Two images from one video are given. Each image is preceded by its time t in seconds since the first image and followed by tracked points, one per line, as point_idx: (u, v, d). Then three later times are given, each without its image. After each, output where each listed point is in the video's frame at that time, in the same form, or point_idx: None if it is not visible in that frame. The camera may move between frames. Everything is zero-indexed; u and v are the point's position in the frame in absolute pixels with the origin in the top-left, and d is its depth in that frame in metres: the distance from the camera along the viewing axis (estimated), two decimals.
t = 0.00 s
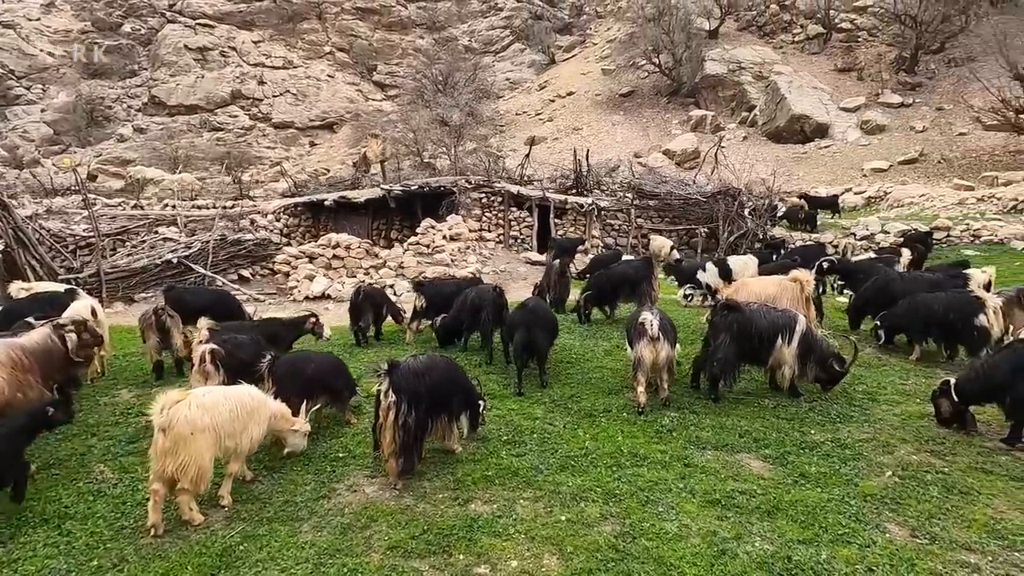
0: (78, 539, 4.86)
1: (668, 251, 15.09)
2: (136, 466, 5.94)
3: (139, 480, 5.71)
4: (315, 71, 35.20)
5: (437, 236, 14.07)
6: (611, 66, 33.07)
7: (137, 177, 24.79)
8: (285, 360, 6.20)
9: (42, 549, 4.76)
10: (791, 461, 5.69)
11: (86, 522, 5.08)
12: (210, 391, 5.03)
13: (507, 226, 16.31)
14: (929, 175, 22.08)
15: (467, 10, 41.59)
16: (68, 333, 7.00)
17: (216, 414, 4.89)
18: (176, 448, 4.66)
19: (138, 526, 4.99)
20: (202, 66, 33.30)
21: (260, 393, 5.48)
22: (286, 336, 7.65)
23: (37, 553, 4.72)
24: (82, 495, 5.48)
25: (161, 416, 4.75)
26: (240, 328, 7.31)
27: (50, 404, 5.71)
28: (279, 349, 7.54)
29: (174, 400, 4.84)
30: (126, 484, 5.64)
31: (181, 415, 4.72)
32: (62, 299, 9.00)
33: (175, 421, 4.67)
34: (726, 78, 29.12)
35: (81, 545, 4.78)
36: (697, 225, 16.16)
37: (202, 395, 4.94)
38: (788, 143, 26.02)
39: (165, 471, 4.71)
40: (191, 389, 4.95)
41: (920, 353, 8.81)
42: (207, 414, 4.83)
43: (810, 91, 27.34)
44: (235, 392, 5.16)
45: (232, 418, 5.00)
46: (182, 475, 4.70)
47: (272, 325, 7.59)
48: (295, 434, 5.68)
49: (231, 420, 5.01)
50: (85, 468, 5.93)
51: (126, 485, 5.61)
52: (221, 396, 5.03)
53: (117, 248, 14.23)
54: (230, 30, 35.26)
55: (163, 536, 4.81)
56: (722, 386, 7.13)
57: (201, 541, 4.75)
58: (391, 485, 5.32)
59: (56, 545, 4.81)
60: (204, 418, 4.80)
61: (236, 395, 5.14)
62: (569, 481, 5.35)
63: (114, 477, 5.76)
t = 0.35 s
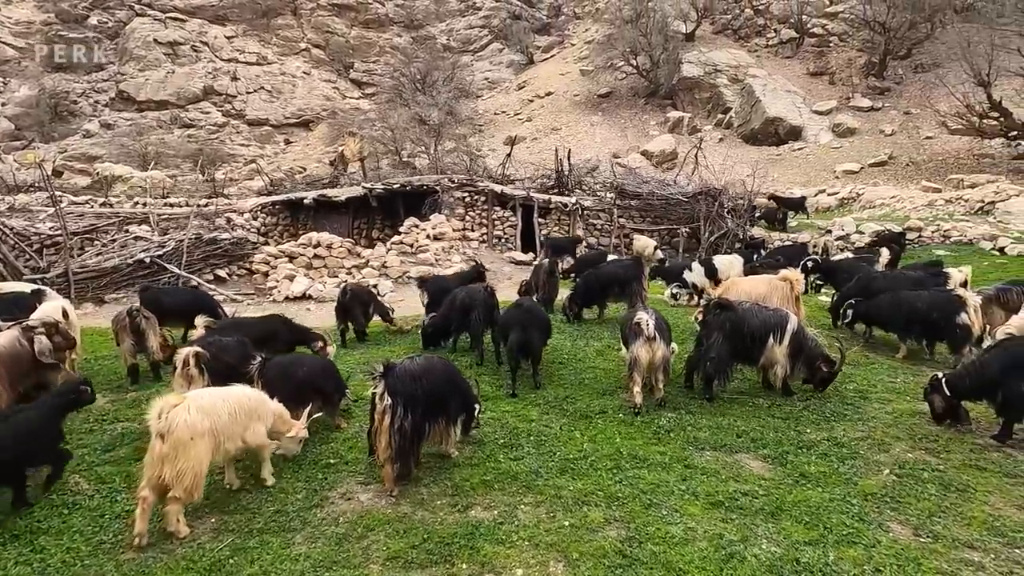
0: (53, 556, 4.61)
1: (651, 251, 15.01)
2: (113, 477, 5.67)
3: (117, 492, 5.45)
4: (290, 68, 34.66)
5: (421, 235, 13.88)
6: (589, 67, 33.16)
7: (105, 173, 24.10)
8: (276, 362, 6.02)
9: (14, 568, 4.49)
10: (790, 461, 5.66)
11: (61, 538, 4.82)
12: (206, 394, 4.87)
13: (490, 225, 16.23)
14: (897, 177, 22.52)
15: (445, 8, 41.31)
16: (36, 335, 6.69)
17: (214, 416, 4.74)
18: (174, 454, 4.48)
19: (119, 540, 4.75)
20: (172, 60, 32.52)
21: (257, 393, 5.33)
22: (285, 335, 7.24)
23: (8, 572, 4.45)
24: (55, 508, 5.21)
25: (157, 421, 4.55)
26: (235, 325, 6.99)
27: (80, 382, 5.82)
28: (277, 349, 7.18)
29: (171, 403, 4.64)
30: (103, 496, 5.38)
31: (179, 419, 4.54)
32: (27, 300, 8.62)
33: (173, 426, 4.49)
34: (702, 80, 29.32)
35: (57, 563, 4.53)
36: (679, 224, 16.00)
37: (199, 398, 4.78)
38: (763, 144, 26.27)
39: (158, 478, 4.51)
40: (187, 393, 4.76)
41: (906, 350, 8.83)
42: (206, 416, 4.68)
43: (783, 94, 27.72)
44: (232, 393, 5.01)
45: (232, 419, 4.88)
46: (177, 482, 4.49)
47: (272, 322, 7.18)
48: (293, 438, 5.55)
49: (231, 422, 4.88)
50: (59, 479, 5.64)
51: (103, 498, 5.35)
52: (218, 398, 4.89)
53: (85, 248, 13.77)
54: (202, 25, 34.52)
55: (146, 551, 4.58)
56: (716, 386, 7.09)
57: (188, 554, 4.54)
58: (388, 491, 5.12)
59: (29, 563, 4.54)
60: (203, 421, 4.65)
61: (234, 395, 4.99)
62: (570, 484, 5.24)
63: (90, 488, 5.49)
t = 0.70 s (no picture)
0: (40, 565, 4.47)
1: (644, 251, 15.00)
2: (101, 483, 5.53)
3: (106, 498, 5.30)
4: (277, 66, 34.34)
5: (413, 235, 13.77)
6: (578, 68, 33.18)
7: (87, 171, 23.71)
8: (272, 363, 5.90)
9: None
10: (790, 462, 5.65)
11: (47, 546, 4.68)
12: (214, 394, 4.84)
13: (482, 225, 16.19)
14: (883, 178, 22.70)
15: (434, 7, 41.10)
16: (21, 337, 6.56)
17: (221, 416, 4.72)
18: (179, 456, 4.52)
19: (109, 548, 4.63)
20: (157, 57, 32.10)
21: (265, 392, 5.30)
22: (283, 338, 7.00)
23: None
24: (41, 516, 5.06)
25: (164, 423, 4.57)
26: (234, 325, 6.89)
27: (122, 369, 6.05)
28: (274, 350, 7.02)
29: (178, 405, 4.65)
30: (90, 503, 5.23)
31: (184, 422, 4.54)
32: (9, 302, 8.42)
33: (178, 428, 4.51)
34: (691, 81, 29.33)
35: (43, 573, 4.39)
36: (670, 224, 15.94)
37: (207, 399, 4.76)
38: (751, 145, 26.35)
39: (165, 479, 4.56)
40: (195, 394, 4.75)
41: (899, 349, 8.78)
42: (212, 418, 4.66)
43: (772, 95, 27.89)
44: (241, 393, 4.97)
45: (239, 420, 4.84)
46: (179, 485, 4.52)
47: (271, 321, 6.99)
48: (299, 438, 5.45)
49: (239, 423, 4.85)
50: (45, 485, 5.49)
51: (91, 504, 5.20)
52: (226, 398, 4.86)
53: (69, 247, 13.51)
54: (187, 21, 34.14)
55: (138, 560, 4.47)
56: (714, 386, 7.08)
57: (181, 561, 4.42)
58: (385, 494, 5.03)
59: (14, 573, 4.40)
60: (209, 423, 4.62)
61: (243, 395, 4.96)
62: (571, 487, 5.18)
63: (76, 494, 5.35)
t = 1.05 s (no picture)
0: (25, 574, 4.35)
1: (635, 251, 15.01)
2: (87, 487, 5.37)
3: (92, 503, 5.15)
4: (265, 64, 34.06)
5: (403, 234, 13.68)
6: (568, 68, 33.21)
7: (70, 169, 23.38)
8: (264, 364, 5.82)
9: None
10: (784, 460, 5.67)
11: (33, 553, 4.55)
12: (213, 394, 4.80)
13: (473, 224, 16.16)
14: (869, 179, 22.90)
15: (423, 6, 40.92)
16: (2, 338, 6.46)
17: (218, 417, 4.68)
18: (174, 455, 4.50)
19: (97, 554, 4.52)
20: (142, 54, 31.76)
21: (265, 393, 5.23)
22: (277, 339, 6.90)
23: None
24: (26, 521, 4.91)
25: (160, 422, 4.54)
26: (228, 325, 6.82)
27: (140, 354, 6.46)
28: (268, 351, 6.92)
29: (175, 404, 4.63)
30: (77, 508, 5.08)
31: (181, 422, 4.52)
32: None
33: (174, 428, 4.49)
34: (679, 81, 29.35)
35: None
36: (660, 225, 15.95)
37: (205, 398, 4.73)
38: (739, 146, 26.50)
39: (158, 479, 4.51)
40: (192, 394, 4.72)
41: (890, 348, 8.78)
42: (210, 418, 4.63)
43: (759, 96, 28.06)
44: (242, 393, 4.93)
45: (237, 421, 4.80)
46: (172, 485, 4.47)
47: (266, 322, 6.89)
48: (298, 440, 5.33)
49: (236, 424, 4.80)
50: (30, 491, 5.33)
51: (77, 510, 5.05)
52: (225, 399, 4.81)
53: (53, 246, 13.31)
54: (173, 18, 33.81)
55: (128, 566, 4.36)
56: (707, 385, 7.09)
57: (172, 566, 4.31)
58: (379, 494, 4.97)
59: None
60: (206, 424, 4.59)
61: (242, 395, 4.92)
62: (567, 487, 5.15)
63: (62, 499, 5.19)
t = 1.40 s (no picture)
0: None
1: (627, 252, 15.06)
2: (82, 491, 5.18)
3: (88, 507, 4.96)
4: (252, 62, 33.79)
5: (396, 234, 13.61)
6: (557, 68, 33.27)
7: (54, 167, 23.02)
8: (262, 365, 5.77)
9: None
10: (783, 459, 5.73)
11: (27, 559, 4.37)
12: (214, 395, 4.78)
13: (466, 224, 16.15)
14: (856, 180, 23.13)
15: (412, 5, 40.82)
16: None
17: (219, 418, 4.64)
18: (173, 456, 4.44)
19: (95, 560, 4.35)
20: (127, 51, 31.38)
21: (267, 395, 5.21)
22: (278, 339, 6.84)
23: None
24: (18, 526, 4.72)
25: (160, 423, 4.49)
26: (230, 325, 6.77)
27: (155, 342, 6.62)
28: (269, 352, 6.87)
29: (176, 404, 4.58)
30: (71, 512, 4.89)
31: (182, 423, 4.48)
32: None
33: (175, 429, 4.45)
34: (669, 83, 29.49)
35: None
36: (651, 225, 16.01)
37: (206, 400, 4.68)
38: (728, 147, 26.67)
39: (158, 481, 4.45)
40: (194, 394, 4.68)
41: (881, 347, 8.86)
42: (211, 420, 4.59)
43: (748, 97, 28.26)
44: (243, 394, 4.91)
45: (238, 423, 4.75)
46: (172, 487, 4.41)
47: (268, 323, 6.84)
48: (299, 443, 5.30)
49: (237, 426, 4.76)
50: (23, 494, 5.14)
51: (72, 514, 4.87)
52: (226, 400, 4.78)
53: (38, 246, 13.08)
54: (159, 15, 33.45)
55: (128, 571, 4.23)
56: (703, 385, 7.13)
57: (172, 570, 4.22)
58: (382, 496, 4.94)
59: None
60: (206, 425, 4.55)
61: (242, 397, 4.88)
62: (569, 488, 5.15)
63: (56, 502, 5.00)
